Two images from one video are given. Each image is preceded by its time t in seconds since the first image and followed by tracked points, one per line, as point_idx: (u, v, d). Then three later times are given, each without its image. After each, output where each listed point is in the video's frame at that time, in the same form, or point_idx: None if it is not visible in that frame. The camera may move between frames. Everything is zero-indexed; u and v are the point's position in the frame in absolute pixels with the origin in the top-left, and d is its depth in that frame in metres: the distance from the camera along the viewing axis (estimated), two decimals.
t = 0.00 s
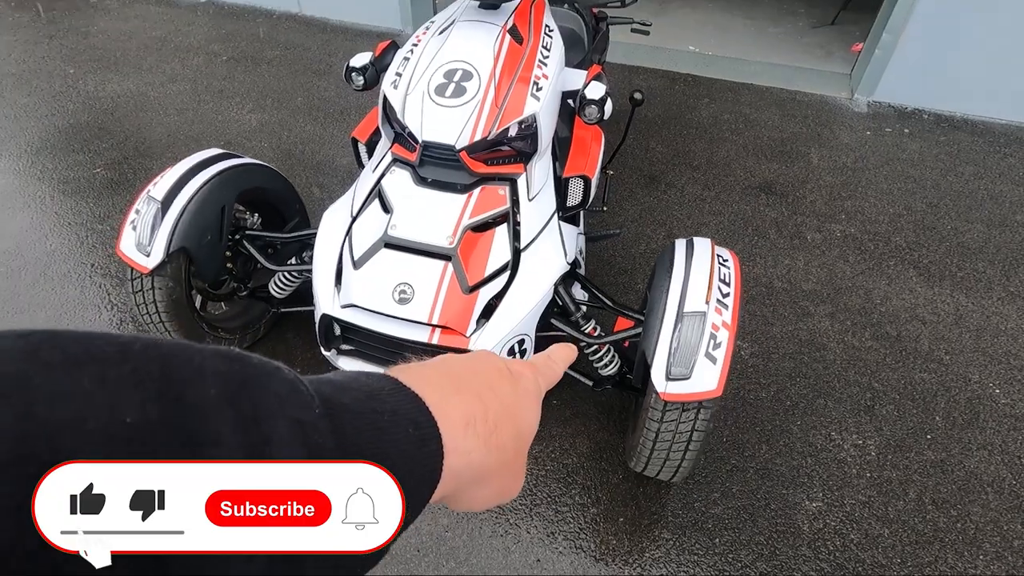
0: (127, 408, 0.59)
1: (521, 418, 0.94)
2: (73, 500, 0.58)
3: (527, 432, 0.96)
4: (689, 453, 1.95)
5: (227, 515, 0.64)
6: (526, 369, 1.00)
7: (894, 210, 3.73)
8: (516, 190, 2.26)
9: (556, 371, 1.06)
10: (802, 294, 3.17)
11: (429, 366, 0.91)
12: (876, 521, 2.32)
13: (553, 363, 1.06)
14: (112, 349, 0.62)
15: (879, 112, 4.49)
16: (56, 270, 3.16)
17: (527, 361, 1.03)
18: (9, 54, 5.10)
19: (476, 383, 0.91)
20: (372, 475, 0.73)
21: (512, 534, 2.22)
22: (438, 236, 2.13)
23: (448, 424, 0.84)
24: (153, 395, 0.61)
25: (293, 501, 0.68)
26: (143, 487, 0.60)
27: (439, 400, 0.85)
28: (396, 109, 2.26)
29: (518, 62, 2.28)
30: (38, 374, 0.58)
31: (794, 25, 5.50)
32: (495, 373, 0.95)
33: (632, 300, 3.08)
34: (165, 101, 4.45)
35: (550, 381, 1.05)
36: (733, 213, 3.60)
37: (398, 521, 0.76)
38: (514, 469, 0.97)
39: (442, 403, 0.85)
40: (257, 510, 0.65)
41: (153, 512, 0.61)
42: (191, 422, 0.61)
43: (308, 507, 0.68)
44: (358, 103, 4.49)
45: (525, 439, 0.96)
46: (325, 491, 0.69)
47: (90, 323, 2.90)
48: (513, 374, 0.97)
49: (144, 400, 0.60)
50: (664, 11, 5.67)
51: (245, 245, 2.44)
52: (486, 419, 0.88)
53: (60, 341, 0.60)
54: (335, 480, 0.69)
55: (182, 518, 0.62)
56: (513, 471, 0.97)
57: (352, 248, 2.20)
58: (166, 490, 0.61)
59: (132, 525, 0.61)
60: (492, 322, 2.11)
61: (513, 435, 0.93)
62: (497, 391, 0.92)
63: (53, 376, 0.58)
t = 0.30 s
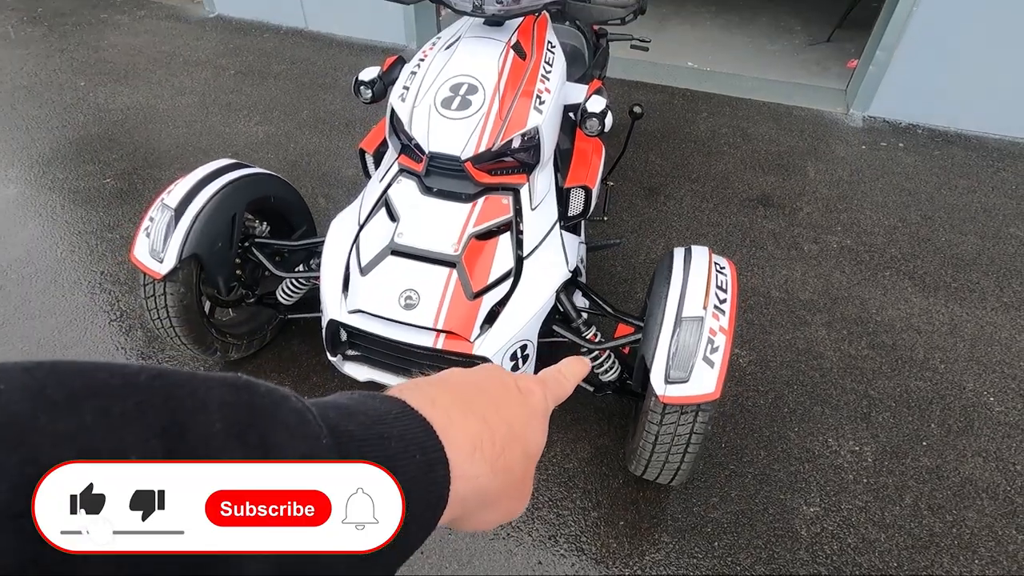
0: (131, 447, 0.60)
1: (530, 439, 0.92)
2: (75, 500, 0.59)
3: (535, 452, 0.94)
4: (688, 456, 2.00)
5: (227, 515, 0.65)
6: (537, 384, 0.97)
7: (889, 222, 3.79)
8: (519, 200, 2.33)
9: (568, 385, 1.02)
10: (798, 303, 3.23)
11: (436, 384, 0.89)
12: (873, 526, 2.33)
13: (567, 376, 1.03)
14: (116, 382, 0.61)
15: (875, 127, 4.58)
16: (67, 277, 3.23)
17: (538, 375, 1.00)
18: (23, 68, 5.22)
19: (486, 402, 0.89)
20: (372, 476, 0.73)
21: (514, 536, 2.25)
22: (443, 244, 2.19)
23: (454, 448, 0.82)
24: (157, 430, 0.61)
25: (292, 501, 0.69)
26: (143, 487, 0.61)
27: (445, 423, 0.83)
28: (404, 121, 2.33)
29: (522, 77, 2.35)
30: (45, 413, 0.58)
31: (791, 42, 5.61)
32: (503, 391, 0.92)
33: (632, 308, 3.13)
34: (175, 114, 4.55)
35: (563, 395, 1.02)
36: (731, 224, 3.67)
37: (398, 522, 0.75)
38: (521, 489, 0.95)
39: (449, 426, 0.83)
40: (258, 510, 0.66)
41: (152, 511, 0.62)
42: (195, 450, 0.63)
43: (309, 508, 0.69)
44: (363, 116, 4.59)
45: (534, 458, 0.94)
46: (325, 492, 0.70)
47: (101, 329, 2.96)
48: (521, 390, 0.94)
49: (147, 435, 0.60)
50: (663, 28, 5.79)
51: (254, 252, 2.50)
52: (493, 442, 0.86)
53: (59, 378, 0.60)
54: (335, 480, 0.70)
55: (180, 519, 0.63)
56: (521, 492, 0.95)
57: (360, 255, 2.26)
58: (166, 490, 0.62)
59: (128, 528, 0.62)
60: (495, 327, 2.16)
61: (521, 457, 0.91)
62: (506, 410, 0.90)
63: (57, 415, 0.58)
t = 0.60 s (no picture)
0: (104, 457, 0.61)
1: (529, 442, 0.85)
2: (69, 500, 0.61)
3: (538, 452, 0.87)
4: (695, 454, 2.02)
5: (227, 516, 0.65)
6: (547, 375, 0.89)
7: (893, 225, 3.81)
8: (527, 202, 2.37)
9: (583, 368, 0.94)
10: (803, 305, 3.25)
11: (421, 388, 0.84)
12: (879, 525, 2.35)
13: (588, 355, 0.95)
14: (79, 407, 0.64)
15: (878, 130, 4.61)
16: (80, 279, 3.28)
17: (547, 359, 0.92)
18: (36, 75, 5.30)
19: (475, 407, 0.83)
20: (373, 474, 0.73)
21: (521, 534, 2.27)
22: (453, 245, 2.23)
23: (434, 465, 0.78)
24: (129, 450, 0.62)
25: (294, 501, 0.68)
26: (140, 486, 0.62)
27: (425, 439, 0.79)
28: (414, 125, 2.37)
29: (530, 82, 2.39)
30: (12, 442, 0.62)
31: (795, 47, 5.65)
32: (498, 388, 0.86)
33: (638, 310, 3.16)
34: (186, 120, 4.62)
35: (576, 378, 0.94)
36: (736, 227, 3.70)
37: (398, 522, 0.74)
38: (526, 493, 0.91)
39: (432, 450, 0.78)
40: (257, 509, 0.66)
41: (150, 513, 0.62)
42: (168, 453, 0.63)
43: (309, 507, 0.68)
44: (370, 122, 4.64)
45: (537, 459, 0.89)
46: (326, 490, 0.70)
47: (114, 330, 3.00)
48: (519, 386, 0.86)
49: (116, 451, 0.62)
50: (667, 33, 5.83)
51: (266, 254, 2.55)
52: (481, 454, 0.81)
53: (46, 402, 0.65)
54: (335, 477, 0.70)
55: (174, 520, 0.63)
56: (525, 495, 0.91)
57: (370, 256, 2.30)
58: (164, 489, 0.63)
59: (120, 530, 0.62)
60: (504, 327, 2.19)
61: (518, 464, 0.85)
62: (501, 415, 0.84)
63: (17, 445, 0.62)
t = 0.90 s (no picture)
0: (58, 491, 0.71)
1: (487, 479, 1.03)
2: (72, 495, 0.93)
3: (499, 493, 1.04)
4: (695, 450, 2.04)
5: (228, 513, 0.93)
6: (503, 425, 1.11)
7: (888, 226, 3.85)
8: (527, 203, 2.40)
9: (539, 420, 1.13)
10: (801, 305, 3.28)
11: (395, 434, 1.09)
12: (877, 521, 2.37)
13: (541, 407, 1.14)
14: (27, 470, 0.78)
15: (873, 133, 4.66)
16: (83, 282, 3.29)
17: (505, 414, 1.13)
18: (35, 81, 5.31)
19: (436, 447, 1.05)
20: (372, 478, 0.96)
21: (523, 531, 2.28)
22: (454, 246, 2.25)
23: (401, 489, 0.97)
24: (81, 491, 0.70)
25: (293, 501, 0.95)
26: (143, 487, 0.95)
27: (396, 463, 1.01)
28: (415, 128, 2.40)
29: (529, 85, 2.42)
30: None
31: (790, 50, 5.70)
32: (455, 435, 1.08)
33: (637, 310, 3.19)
34: (186, 125, 4.65)
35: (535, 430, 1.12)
36: (734, 228, 3.74)
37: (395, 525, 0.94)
38: (500, 536, 1.04)
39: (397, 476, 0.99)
40: (257, 509, 0.94)
41: (158, 509, 0.94)
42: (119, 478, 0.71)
43: (308, 507, 0.94)
44: (370, 126, 4.67)
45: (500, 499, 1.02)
46: (322, 493, 0.96)
47: (116, 332, 3.02)
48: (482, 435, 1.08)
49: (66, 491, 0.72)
50: (664, 38, 5.89)
51: (268, 256, 2.57)
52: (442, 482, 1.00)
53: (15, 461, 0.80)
54: (333, 482, 0.96)
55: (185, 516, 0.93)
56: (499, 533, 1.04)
57: (373, 257, 2.32)
58: (165, 491, 0.96)
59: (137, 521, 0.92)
60: (505, 326, 2.22)
61: (481, 496, 1.01)
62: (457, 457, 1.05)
63: None
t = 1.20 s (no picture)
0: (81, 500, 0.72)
1: (501, 472, 0.93)
2: (72, 496, 0.75)
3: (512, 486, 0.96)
4: (697, 453, 2.07)
5: (228, 515, 0.78)
6: (515, 411, 0.98)
7: (885, 235, 3.91)
8: (532, 210, 2.43)
9: (553, 409, 0.99)
10: (798, 313, 3.32)
11: (398, 418, 0.97)
12: (875, 526, 2.40)
13: (556, 395, 1.00)
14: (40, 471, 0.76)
15: (869, 144, 4.73)
16: (86, 282, 3.31)
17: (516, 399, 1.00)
18: (38, 83, 5.35)
19: (443, 434, 0.93)
20: (373, 478, 0.84)
21: (525, 533, 2.30)
22: (460, 251, 2.28)
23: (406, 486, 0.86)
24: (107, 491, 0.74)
25: (293, 501, 0.82)
26: (143, 487, 0.78)
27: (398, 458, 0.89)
28: (423, 134, 2.43)
29: (535, 93, 2.46)
30: None
31: (788, 62, 5.78)
32: (464, 420, 0.96)
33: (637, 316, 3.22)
34: (190, 129, 4.69)
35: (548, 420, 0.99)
36: (732, 237, 3.79)
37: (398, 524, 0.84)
38: (505, 522, 0.96)
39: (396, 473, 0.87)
40: (257, 509, 0.80)
41: (158, 509, 0.77)
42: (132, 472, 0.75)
43: (308, 508, 0.81)
44: (372, 131, 4.71)
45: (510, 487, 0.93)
46: (324, 492, 0.83)
47: (119, 333, 3.03)
48: (491, 423, 0.96)
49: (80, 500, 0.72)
50: (663, 48, 5.96)
51: (275, 259, 2.60)
52: (454, 479, 0.90)
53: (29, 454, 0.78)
54: (334, 480, 0.83)
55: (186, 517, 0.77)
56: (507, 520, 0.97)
57: (379, 261, 2.35)
58: (166, 491, 0.79)
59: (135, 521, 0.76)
60: (510, 330, 2.24)
61: (493, 486, 0.92)
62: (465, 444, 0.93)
63: None
